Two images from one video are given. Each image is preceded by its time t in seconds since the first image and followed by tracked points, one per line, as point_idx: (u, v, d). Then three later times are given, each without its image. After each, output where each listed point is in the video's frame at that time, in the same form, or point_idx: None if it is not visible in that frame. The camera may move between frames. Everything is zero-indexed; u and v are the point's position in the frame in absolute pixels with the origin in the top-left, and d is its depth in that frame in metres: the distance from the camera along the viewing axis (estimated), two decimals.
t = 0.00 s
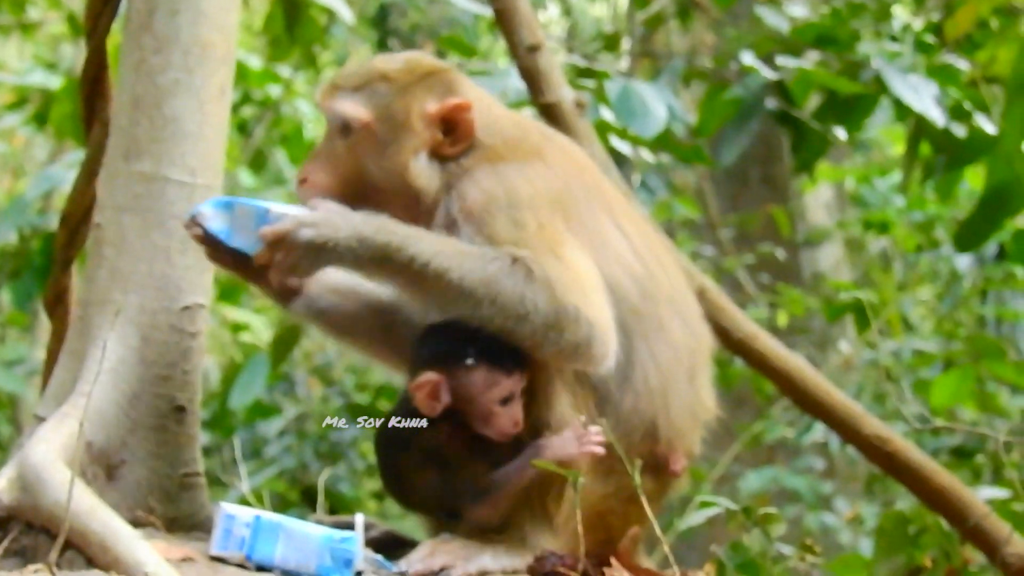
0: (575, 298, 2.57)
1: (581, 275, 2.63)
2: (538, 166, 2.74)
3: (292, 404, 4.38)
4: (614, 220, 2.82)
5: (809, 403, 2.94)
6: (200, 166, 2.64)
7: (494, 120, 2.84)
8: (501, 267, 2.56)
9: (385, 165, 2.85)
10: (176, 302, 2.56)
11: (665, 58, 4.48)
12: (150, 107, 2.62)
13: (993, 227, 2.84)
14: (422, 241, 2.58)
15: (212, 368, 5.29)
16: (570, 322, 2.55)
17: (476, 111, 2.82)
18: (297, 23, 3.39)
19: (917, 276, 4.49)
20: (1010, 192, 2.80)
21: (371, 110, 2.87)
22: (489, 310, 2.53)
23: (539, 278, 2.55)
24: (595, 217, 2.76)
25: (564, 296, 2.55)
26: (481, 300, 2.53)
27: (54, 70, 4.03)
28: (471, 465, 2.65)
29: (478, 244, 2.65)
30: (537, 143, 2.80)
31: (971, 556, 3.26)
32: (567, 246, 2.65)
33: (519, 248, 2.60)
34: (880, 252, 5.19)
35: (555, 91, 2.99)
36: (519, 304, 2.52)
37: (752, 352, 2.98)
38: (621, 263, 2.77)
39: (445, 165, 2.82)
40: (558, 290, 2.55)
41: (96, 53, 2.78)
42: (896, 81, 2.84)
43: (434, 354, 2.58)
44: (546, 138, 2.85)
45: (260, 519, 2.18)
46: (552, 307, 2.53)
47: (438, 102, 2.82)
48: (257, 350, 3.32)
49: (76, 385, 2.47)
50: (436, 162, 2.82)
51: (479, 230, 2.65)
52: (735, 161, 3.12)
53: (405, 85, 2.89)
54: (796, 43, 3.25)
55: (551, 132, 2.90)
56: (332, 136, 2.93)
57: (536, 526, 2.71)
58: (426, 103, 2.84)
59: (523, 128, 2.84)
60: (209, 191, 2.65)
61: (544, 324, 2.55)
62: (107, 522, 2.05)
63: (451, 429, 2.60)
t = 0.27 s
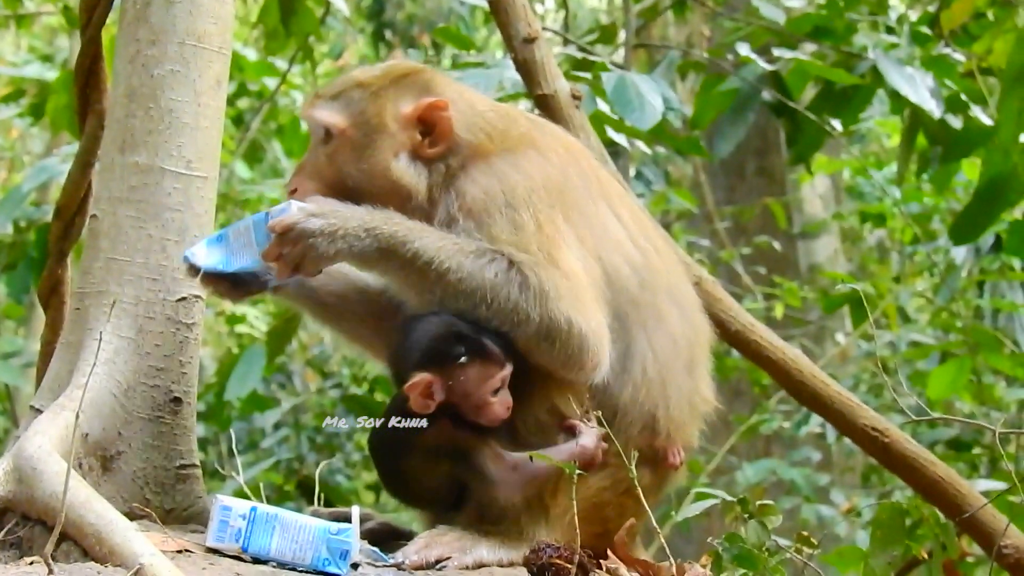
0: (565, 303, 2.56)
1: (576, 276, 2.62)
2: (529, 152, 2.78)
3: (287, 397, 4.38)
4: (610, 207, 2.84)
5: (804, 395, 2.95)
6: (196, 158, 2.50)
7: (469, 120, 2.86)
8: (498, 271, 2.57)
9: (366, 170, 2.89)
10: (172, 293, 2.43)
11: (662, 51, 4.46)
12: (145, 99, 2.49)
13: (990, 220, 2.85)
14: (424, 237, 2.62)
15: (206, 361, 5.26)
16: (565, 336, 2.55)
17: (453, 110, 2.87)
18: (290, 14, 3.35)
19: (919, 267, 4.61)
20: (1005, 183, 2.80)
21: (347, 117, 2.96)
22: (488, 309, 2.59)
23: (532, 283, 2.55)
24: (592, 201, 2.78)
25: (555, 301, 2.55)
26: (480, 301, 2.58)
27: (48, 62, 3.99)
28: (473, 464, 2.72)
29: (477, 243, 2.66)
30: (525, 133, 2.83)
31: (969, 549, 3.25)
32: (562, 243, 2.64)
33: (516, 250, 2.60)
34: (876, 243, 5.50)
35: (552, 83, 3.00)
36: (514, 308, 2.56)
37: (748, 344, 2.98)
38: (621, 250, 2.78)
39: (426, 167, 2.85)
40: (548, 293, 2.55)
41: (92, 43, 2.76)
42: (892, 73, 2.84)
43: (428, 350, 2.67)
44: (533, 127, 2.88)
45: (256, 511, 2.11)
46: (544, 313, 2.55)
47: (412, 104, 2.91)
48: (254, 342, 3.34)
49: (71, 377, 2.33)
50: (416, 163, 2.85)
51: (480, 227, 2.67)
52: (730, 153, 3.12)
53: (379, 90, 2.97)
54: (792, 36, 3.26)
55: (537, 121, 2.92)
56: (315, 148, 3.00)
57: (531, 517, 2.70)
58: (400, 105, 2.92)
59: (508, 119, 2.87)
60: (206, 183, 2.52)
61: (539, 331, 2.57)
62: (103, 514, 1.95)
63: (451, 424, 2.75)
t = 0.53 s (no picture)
0: (553, 317, 2.55)
1: (567, 287, 2.59)
2: (520, 147, 2.80)
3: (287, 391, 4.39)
4: (604, 197, 2.83)
5: (802, 388, 2.94)
6: (195, 151, 2.48)
7: (455, 122, 2.89)
8: (486, 283, 2.59)
9: (356, 174, 2.93)
10: (170, 287, 2.41)
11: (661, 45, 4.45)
12: (144, 93, 2.47)
13: (987, 212, 2.85)
14: (416, 246, 2.68)
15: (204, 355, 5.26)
16: (554, 350, 2.56)
17: (437, 112, 2.92)
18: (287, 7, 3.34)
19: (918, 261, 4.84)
20: (1004, 175, 2.82)
21: (332, 126, 3.02)
22: (479, 319, 2.63)
23: (517, 297, 2.55)
24: (586, 191, 2.78)
25: (540, 316, 2.54)
26: (471, 311, 2.61)
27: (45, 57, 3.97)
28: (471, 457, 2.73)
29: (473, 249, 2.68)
30: (515, 129, 2.86)
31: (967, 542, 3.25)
32: (557, 245, 2.63)
33: (508, 260, 2.60)
34: (873, 236, 5.69)
35: (551, 75, 3.00)
36: (502, 318, 2.59)
37: (746, 338, 2.98)
38: (618, 241, 2.77)
39: (411, 172, 2.90)
40: (534, 309, 2.54)
41: (89, 36, 2.76)
42: (890, 67, 2.86)
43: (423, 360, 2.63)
44: (522, 121, 2.90)
45: (253, 507, 2.12)
46: (530, 327, 2.56)
47: (395, 108, 2.97)
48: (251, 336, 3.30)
49: (69, 372, 2.30)
50: (402, 167, 2.90)
51: (477, 232, 2.69)
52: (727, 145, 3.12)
53: (362, 98, 3.03)
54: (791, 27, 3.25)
55: (527, 115, 2.94)
56: (304, 156, 3.05)
57: (530, 512, 2.69)
58: (383, 111, 2.97)
59: (498, 117, 2.90)
60: (204, 177, 2.50)
61: (525, 344, 2.59)
62: (102, 508, 1.94)
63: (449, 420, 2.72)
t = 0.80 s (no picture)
0: (561, 317, 2.55)
1: (567, 284, 2.60)
2: (512, 147, 2.80)
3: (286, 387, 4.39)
4: (601, 194, 2.82)
5: (801, 383, 2.95)
6: (194, 147, 2.45)
7: (450, 121, 2.91)
8: (494, 290, 2.56)
9: (356, 176, 2.92)
10: (170, 283, 2.39)
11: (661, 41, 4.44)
12: (142, 89, 2.43)
13: (986, 206, 2.85)
14: (420, 253, 2.66)
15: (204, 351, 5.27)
16: (562, 353, 2.56)
17: (434, 112, 2.93)
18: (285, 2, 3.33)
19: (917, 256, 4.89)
20: (1003, 170, 2.83)
21: (330, 129, 2.98)
22: (484, 326, 2.60)
23: (529, 302, 2.53)
24: (582, 190, 2.76)
25: (553, 316, 2.54)
26: (476, 319, 2.59)
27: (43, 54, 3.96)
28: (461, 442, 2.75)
29: (474, 255, 2.67)
30: (502, 131, 2.85)
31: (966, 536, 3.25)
32: (554, 247, 2.63)
33: (511, 265, 2.60)
34: (872, 231, 5.76)
35: (550, 70, 3.00)
36: (512, 325, 2.56)
37: (747, 333, 2.97)
38: (614, 237, 2.76)
39: (413, 170, 2.90)
40: (546, 311, 2.53)
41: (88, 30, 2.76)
42: (890, 62, 2.88)
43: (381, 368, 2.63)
44: (512, 123, 2.90)
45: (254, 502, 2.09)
46: (542, 331, 2.54)
47: (394, 109, 2.96)
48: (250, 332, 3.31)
49: (67, 367, 2.29)
50: (405, 167, 2.90)
51: (477, 238, 2.67)
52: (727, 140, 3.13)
53: (356, 99, 3.01)
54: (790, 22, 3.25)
55: (515, 115, 2.96)
56: (299, 162, 3.02)
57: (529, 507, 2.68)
58: (382, 110, 2.97)
59: (486, 121, 2.90)
60: (203, 173, 2.47)
61: (537, 349, 2.57)
62: (101, 503, 1.94)
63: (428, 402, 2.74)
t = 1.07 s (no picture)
0: (550, 322, 2.57)
1: (555, 288, 2.62)
2: (504, 146, 2.81)
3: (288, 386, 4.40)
4: (590, 194, 2.84)
5: (801, 380, 2.96)
6: (195, 145, 2.44)
7: (461, 116, 2.90)
8: (483, 303, 2.56)
9: (368, 176, 2.84)
10: (171, 281, 2.38)
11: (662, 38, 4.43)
12: (144, 86, 2.42)
13: (986, 205, 2.85)
14: (402, 280, 2.60)
15: (204, 348, 5.27)
16: (552, 358, 2.57)
17: (447, 106, 2.90)
18: None
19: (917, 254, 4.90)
20: (1003, 168, 2.83)
21: (349, 126, 2.90)
22: (473, 343, 2.58)
23: (518, 310, 2.55)
24: (571, 192, 2.79)
25: (541, 322, 2.56)
26: (464, 337, 2.57)
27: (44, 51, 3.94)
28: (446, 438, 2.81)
29: (462, 264, 2.66)
30: (498, 124, 2.87)
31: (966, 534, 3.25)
32: (541, 251, 2.64)
33: (497, 273, 2.61)
34: (872, 229, 5.79)
35: (550, 68, 3.01)
36: (502, 337, 2.55)
37: (746, 330, 2.98)
38: (604, 236, 2.78)
39: (429, 165, 2.87)
40: (534, 318, 2.55)
41: (90, 28, 2.76)
42: (890, 61, 2.88)
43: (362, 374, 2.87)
44: (506, 118, 2.92)
45: (254, 499, 2.09)
46: (533, 339, 2.55)
47: (409, 104, 2.92)
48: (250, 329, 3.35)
49: (68, 365, 2.29)
50: (418, 162, 2.86)
51: (463, 246, 2.67)
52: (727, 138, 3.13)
53: (375, 93, 2.93)
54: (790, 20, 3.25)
55: (507, 112, 2.97)
56: (308, 161, 2.90)
57: (527, 501, 2.66)
58: (398, 105, 2.91)
59: (481, 113, 2.91)
60: (204, 171, 2.46)
61: (528, 357, 2.57)
62: (102, 501, 1.94)
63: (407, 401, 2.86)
